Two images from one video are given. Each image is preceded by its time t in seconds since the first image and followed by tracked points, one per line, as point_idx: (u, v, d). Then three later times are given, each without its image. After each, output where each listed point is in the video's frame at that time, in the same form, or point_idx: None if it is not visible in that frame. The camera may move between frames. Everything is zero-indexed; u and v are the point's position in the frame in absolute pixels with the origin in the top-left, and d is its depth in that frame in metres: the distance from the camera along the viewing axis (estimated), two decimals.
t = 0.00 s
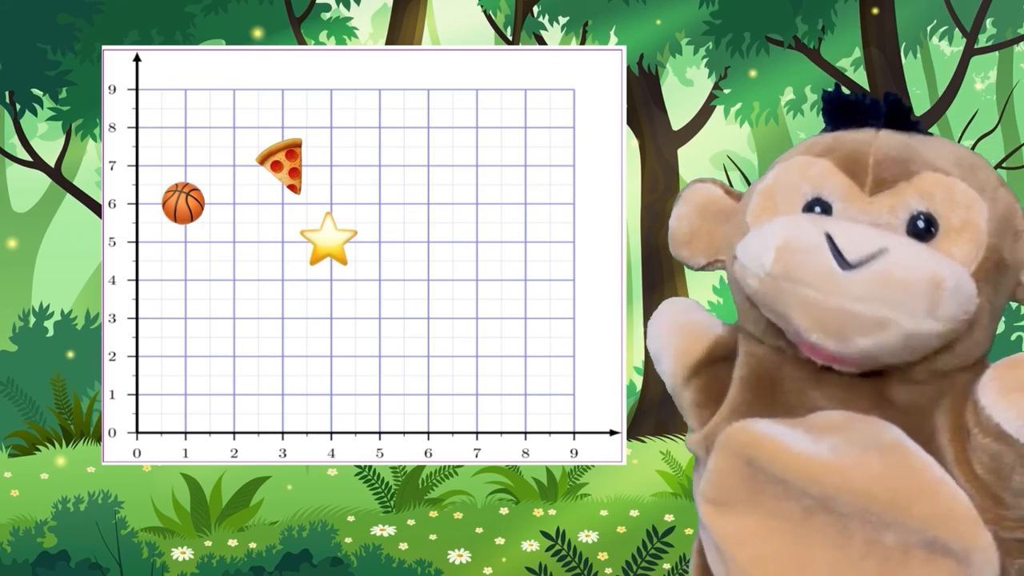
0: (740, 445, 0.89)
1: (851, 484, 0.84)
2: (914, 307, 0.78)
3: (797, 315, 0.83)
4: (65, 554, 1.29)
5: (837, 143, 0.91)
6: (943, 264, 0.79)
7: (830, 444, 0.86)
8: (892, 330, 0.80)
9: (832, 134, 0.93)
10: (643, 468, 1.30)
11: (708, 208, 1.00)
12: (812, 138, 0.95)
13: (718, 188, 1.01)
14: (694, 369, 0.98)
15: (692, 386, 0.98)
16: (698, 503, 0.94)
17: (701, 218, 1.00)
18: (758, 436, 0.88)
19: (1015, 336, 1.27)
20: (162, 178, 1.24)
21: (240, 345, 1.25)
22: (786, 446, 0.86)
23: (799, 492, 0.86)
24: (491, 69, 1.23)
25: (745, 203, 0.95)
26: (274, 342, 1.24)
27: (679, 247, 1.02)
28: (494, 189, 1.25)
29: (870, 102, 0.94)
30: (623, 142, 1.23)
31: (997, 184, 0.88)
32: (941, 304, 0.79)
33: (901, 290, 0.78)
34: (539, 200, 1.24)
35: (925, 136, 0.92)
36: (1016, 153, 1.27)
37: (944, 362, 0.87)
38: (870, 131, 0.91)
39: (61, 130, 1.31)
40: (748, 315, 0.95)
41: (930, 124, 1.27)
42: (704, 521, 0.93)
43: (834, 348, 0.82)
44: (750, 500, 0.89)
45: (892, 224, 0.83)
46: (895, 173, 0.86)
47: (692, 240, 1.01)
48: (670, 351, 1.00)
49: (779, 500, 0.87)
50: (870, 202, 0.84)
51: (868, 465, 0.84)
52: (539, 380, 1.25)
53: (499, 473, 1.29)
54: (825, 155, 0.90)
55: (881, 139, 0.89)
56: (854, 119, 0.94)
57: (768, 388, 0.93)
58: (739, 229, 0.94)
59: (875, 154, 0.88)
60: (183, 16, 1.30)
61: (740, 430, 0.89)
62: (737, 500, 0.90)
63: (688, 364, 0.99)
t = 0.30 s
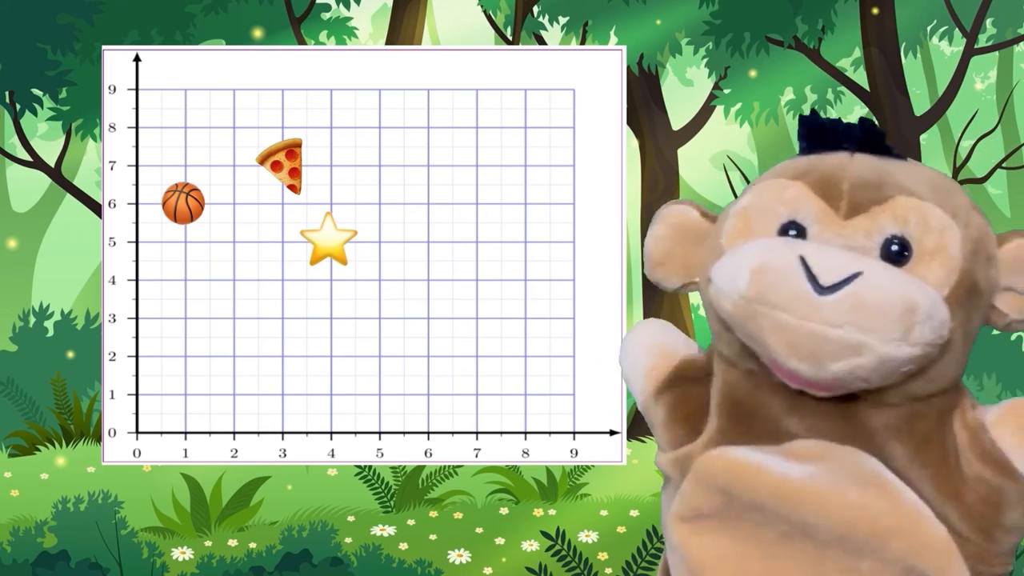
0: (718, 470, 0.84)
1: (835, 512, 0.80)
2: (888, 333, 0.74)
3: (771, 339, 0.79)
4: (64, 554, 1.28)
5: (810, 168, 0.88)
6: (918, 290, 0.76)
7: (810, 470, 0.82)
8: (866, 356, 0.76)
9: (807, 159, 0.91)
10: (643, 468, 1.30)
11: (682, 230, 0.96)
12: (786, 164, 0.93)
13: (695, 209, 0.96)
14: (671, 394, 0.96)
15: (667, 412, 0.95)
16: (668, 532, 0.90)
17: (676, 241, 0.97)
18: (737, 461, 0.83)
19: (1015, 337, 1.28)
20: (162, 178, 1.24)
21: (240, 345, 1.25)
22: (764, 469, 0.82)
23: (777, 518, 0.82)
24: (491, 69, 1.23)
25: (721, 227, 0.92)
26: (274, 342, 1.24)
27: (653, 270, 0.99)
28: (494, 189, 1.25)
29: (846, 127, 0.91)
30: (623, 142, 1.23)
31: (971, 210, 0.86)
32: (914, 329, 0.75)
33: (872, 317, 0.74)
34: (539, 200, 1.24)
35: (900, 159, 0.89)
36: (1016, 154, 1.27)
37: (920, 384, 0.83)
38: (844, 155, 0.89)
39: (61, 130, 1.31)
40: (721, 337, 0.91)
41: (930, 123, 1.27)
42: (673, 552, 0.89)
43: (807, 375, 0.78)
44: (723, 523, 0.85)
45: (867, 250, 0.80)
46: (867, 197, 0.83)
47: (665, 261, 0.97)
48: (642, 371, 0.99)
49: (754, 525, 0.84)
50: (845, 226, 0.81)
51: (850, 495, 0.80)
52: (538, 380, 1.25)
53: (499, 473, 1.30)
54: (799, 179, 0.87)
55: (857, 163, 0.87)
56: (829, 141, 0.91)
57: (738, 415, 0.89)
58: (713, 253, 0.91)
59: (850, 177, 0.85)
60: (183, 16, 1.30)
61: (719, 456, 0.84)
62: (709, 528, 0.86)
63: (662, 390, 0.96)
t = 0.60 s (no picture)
0: (724, 494, 0.90)
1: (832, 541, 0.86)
2: (902, 368, 0.76)
3: (786, 367, 0.81)
4: (64, 554, 1.28)
5: (836, 195, 0.89)
6: (936, 327, 0.77)
7: (815, 502, 0.87)
8: (881, 390, 0.77)
9: (832, 185, 0.92)
10: (643, 468, 1.30)
11: (702, 248, 0.99)
12: (810, 189, 0.94)
13: (713, 228, 1.00)
14: (666, 404, 0.99)
15: (664, 425, 0.97)
16: (665, 547, 0.95)
17: (693, 257, 1.00)
18: (745, 487, 0.89)
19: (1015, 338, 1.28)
20: (162, 179, 1.24)
21: (240, 345, 1.25)
22: (773, 497, 0.88)
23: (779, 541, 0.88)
24: (491, 69, 1.23)
25: (740, 249, 0.94)
26: (274, 342, 1.24)
27: (669, 285, 1.02)
28: (494, 189, 1.25)
29: (871, 155, 0.93)
30: (623, 142, 1.23)
31: (993, 247, 0.87)
32: (931, 366, 0.76)
33: (890, 351, 0.75)
34: (539, 200, 1.24)
35: (923, 195, 0.91)
36: (1016, 154, 1.27)
37: (933, 421, 0.85)
38: (870, 186, 0.90)
39: (61, 130, 1.31)
40: (733, 360, 0.93)
41: (930, 123, 1.27)
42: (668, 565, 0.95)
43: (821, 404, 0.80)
44: (725, 546, 0.90)
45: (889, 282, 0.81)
46: (892, 230, 0.84)
47: (682, 277, 1.00)
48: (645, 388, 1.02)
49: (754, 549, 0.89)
50: (867, 256, 0.83)
51: (849, 528, 0.86)
52: (539, 380, 1.25)
53: (499, 473, 1.30)
54: (824, 206, 0.88)
55: (881, 195, 0.88)
56: (854, 171, 0.93)
57: (747, 438, 0.91)
58: (732, 272, 0.93)
59: (873, 209, 0.86)
60: (183, 16, 1.30)
61: (726, 480, 0.90)
62: (708, 550, 0.91)
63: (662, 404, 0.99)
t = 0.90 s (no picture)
0: (733, 514, 0.90)
1: (847, 561, 0.85)
2: (917, 401, 0.76)
3: (798, 407, 0.82)
4: (64, 555, 1.28)
5: (840, 213, 0.89)
6: (949, 356, 0.77)
7: (825, 522, 0.87)
8: (896, 428, 0.78)
9: (835, 199, 0.91)
10: (643, 468, 1.30)
11: (701, 264, 0.99)
12: (812, 202, 0.93)
13: (709, 242, 1.00)
14: (671, 427, 0.99)
15: (669, 450, 0.99)
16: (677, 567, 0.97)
17: (692, 273, 1.00)
18: (753, 507, 0.89)
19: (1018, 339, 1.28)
20: (162, 179, 1.24)
21: (240, 345, 1.25)
22: (783, 519, 0.88)
23: (790, 561, 0.88)
24: (491, 69, 1.23)
25: (739, 267, 0.93)
26: (274, 342, 1.24)
27: (667, 299, 1.02)
28: (494, 190, 1.25)
29: (875, 167, 0.93)
30: (623, 142, 1.23)
31: (1003, 261, 0.87)
32: (946, 401, 0.76)
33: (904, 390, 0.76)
34: (539, 200, 1.24)
35: (930, 205, 0.91)
36: (1016, 154, 1.27)
37: (946, 446, 0.85)
38: (875, 200, 0.89)
39: (62, 130, 1.31)
40: (736, 385, 0.94)
41: (929, 123, 1.26)
42: None
43: (835, 441, 0.81)
44: (736, 566, 0.91)
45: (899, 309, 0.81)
46: (900, 251, 0.84)
47: (678, 293, 1.01)
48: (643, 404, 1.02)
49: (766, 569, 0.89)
50: (875, 279, 0.83)
51: (863, 547, 0.85)
52: (539, 380, 1.25)
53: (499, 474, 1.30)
54: (829, 225, 0.88)
55: (887, 211, 0.88)
56: (859, 184, 0.93)
57: (754, 463, 0.93)
58: (730, 292, 0.93)
59: (880, 228, 0.86)
60: (183, 16, 1.30)
61: (735, 501, 0.91)
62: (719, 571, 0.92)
63: (662, 421, 1.00)
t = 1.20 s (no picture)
0: (741, 502, 0.91)
1: (856, 548, 0.86)
2: (918, 395, 0.77)
3: (801, 401, 0.82)
4: (64, 554, 1.29)
5: (842, 209, 0.88)
6: (950, 350, 0.77)
7: (832, 510, 0.87)
8: (898, 421, 0.78)
9: (837, 195, 0.91)
10: (643, 468, 1.30)
11: (707, 260, 1.00)
12: (815, 199, 0.92)
13: (715, 239, 1.00)
14: (682, 420, 1.00)
15: (680, 443, 0.99)
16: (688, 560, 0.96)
17: (699, 270, 1.00)
18: (761, 495, 0.90)
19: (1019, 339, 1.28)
20: (162, 179, 1.24)
21: (240, 345, 1.25)
22: (790, 507, 0.88)
23: (799, 550, 0.88)
24: (491, 69, 1.23)
25: (744, 263, 0.93)
26: (274, 342, 1.24)
27: (674, 295, 1.02)
28: (494, 189, 1.25)
29: (877, 162, 0.92)
30: (623, 142, 1.23)
31: (1005, 254, 0.87)
32: (946, 394, 0.77)
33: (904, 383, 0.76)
34: (539, 200, 1.24)
35: (933, 199, 0.90)
36: (1016, 154, 1.27)
37: (947, 438, 0.85)
38: (877, 194, 0.89)
39: (61, 130, 1.31)
40: (743, 379, 0.94)
41: (930, 124, 1.26)
42: None
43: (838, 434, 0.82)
44: (746, 556, 0.91)
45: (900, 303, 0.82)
46: (901, 246, 0.84)
47: (686, 290, 1.01)
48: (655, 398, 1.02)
49: (775, 559, 0.90)
50: (876, 275, 0.83)
51: (871, 535, 0.86)
52: (539, 380, 1.25)
53: (499, 473, 1.29)
54: (831, 222, 0.88)
55: (889, 205, 0.87)
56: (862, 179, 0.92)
57: (762, 455, 0.93)
58: (736, 287, 0.93)
59: (881, 223, 0.86)
60: (183, 16, 1.30)
61: (743, 489, 0.92)
62: (729, 563, 0.92)
63: (672, 414, 1.00)
